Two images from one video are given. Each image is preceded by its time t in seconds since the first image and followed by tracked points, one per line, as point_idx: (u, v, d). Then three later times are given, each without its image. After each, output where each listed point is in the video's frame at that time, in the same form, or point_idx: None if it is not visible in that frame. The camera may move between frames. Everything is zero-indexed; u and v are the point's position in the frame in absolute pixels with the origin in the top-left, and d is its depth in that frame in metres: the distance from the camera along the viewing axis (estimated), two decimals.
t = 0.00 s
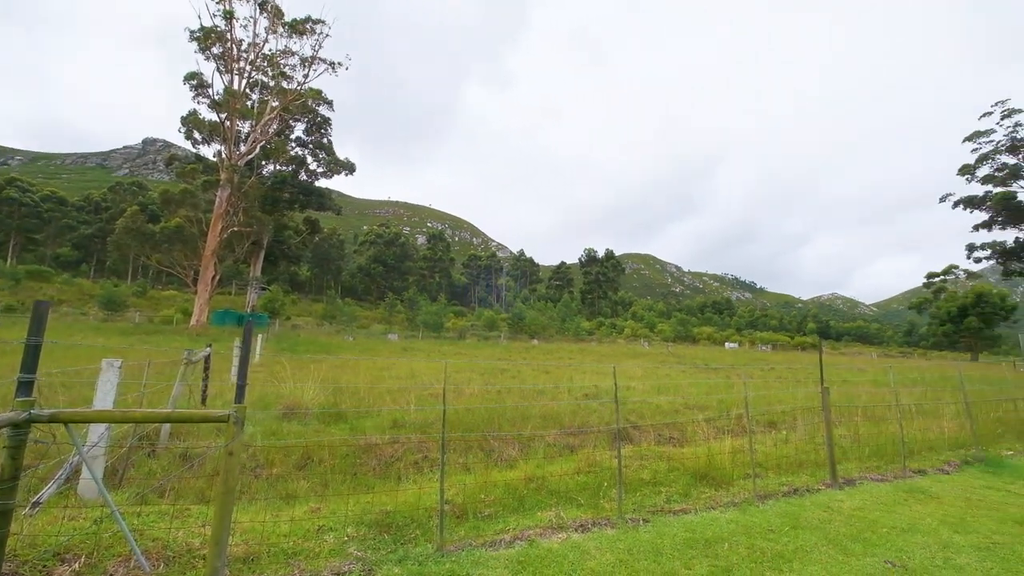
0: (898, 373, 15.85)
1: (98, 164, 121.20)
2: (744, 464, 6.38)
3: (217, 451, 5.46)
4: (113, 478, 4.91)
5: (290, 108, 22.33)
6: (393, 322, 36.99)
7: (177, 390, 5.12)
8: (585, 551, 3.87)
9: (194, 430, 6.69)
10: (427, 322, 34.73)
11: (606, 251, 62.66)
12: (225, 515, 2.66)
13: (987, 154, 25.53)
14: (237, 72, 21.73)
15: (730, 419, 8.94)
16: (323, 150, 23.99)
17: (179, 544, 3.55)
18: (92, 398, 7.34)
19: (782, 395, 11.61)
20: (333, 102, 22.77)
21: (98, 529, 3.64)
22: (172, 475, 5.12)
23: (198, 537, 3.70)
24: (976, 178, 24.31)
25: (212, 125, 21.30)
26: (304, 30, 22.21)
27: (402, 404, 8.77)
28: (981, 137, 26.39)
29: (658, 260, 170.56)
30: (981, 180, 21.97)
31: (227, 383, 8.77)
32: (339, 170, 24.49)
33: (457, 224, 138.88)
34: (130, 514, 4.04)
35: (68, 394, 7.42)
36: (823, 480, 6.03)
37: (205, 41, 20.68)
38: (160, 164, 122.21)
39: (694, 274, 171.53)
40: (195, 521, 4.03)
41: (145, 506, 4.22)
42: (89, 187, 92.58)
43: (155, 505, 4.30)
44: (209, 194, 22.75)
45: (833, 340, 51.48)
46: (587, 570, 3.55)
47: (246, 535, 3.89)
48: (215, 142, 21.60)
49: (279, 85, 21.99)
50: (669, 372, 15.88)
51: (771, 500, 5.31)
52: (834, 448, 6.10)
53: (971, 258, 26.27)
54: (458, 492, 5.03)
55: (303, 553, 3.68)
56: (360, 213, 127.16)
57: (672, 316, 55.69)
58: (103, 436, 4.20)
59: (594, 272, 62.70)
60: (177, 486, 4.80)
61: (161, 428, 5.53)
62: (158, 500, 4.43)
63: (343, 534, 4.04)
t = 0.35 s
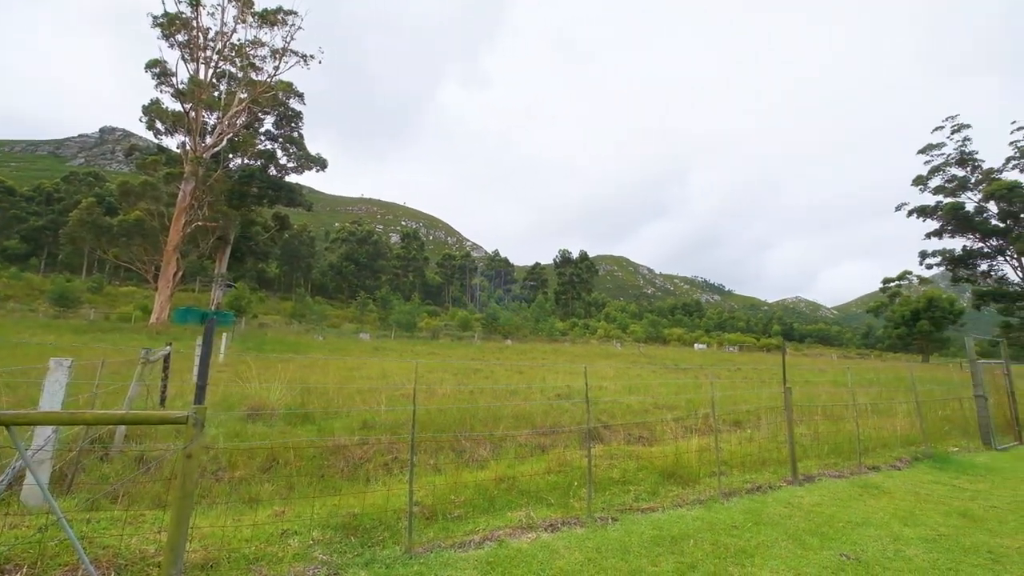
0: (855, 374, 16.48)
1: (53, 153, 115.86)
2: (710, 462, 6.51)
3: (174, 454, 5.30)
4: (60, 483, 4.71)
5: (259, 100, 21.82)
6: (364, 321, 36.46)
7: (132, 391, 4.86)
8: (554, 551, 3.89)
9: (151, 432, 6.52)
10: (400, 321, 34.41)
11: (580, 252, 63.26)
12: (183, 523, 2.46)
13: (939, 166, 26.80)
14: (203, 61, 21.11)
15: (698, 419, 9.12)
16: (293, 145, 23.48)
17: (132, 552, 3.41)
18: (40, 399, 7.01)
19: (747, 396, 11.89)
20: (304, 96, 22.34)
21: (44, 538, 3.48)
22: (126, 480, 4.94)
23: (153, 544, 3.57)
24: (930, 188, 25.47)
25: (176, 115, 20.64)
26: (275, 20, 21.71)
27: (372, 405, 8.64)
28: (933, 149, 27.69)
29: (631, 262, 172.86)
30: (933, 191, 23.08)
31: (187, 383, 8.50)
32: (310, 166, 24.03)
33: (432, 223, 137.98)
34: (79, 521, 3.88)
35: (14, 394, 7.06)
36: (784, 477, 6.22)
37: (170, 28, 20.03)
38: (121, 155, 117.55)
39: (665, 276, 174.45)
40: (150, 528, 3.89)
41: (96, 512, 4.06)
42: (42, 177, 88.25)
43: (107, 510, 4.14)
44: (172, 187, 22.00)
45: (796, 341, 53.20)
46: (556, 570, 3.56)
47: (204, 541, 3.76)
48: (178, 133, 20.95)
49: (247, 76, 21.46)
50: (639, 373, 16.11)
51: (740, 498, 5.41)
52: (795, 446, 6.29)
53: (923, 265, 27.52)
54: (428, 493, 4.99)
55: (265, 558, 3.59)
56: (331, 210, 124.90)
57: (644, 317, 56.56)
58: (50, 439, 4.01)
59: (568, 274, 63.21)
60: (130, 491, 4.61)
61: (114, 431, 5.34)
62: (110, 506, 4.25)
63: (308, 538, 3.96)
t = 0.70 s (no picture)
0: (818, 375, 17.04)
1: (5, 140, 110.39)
2: (679, 460, 6.62)
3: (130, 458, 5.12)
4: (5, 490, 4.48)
5: (228, 92, 21.28)
6: (337, 320, 35.89)
7: (86, 392, 4.64)
8: (525, 550, 3.90)
9: (106, 435, 6.30)
10: (374, 321, 34.02)
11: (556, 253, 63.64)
12: (136, 526, 2.37)
13: (898, 176, 27.93)
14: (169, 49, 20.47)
15: (668, 418, 9.27)
16: (264, 139, 22.94)
17: (84, 561, 3.28)
18: None
19: (716, 395, 12.17)
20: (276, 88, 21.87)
21: None
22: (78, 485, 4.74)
23: (106, 552, 3.44)
24: (889, 196, 26.52)
25: (139, 105, 19.94)
26: (246, 11, 21.19)
27: (343, 405, 8.51)
28: (892, 159, 28.84)
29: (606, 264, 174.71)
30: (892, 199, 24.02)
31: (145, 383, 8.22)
32: (282, 161, 23.56)
33: (407, 222, 136.85)
34: (27, 529, 3.72)
35: None
36: (750, 474, 6.37)
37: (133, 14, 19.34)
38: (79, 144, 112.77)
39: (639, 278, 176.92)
40: (103, 534, 3.76)
41: (45, 520, 3.89)
42: None
43: (56, 518, 3.96)
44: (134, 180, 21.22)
45: (764, 343, 54.69)
46: (527, 570, 3.56)
47: (163, 547, 3.65)
48: (142, 123, 20.26)
49: (216, 67, 20.91)
50: (613, 373, 16.25)
51: (708, 496, 5.50)
52: (761, 444, 6.45)
53: (882, 270, 28.63)
54: (400, 495, 4.93)
55: (228, 563, 3.50)
56: (303, 206, 122.56)
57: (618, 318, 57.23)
58: None
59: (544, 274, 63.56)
60: (83, 496, 4.42)
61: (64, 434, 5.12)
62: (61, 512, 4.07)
63: (273, 541, 3.89)
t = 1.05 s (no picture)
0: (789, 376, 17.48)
1: None
2: (655, 459, 6.67)
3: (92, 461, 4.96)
4: None
5: (201, 83, 20.75)
6: (312, 319, 35.32)
7: (44, 392, 4.47)
8: (502, 551, 3.89)
9: (65, 437, 6.07)
10: (351, 320, 33.61)
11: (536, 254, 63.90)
12: (96, 532, 2.30)
13: (865, 183, 28.85)
14: (139, 37, 19.86)
15: (645, 418, 9.35)
16: (238, 133, 22.41)
17: (40, 569, 3.16)
18: None
19: (691, 395, 12.36)
20: (251, 81, 21.39)
21: None
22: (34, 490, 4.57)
23: (64, 559, 3.32)
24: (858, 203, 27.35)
25: (105, 93, 19.28)
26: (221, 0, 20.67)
27: (318, 405, 8.37)
28: (860, 168, 29.78)
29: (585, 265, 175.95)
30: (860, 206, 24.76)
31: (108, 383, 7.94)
32: (257, 156, 23.06)
33: (386, 220, 135.53)
34: None
35: None
36: (723, 473, 6.46)
37: None
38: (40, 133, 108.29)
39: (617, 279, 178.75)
40: (61, 541, 3.62)
41: None
42: None
43: (9, 525, 3.81)
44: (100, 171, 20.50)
45: (738, 344, 55.90)
46: (503, 570, 3.56)
47: (126, 553, 3.54)
48: (108, 113, 19.60)
49: (188, 57, 20.35)
50: (591, 373, 16.36)
51: (682, 494, 5.56)
52: (733, 443, 6.57)
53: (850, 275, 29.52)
54: (375, 496, 4.88)
55: (194, 568, 3.42)
56: (278, 202, 120.35)
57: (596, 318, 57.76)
58: None
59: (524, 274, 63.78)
60: (39, 501, 4.25)
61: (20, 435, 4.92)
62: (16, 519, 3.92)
63: (241, 545, 3.80)
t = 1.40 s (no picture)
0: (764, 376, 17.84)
1: None
2: (634, 458, 6.73)
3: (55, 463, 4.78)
4: None
5: (175, 75, 20.24)
6: (289, 318, 34.77)
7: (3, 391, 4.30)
8: (481, 551, 3.88)
9: (26, 439, 5.85)
10: (329, 319, 33.18)
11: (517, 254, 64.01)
12: (57, 537, 2.22)
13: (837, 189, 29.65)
14: (109, 25, 19.28)
15: (625, 418, 9.44)
16: (214, 126, 21.92)
17: None
18: None
19: (669, 395, 12.51)
20: (227, 73, 20.93)
21: None
22: None
23: (24, 567, 3.21)
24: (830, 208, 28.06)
25: (72, 82, 18.65)
26: None
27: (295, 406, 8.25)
28: (833, 174, 30.58)
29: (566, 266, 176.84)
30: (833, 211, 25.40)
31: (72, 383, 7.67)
32: (233, 150, 22.58)
33: (366, 218, 134.20)
34: None
35: None
36: (700, 471, 6.57)
37: None
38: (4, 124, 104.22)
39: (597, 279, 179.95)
40: (20, 548, 3.49)
41: None
42: None
43: None
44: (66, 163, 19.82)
45: (714, 345, 56.86)
46: (483, 570, 3.56)
47: (90, 560, 3.43)
48: (76, 103, 18.97)
49: (161, 47, 19.82)
50: (571, 373, 16.45)
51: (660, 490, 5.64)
52: (710, 442, 6.67)
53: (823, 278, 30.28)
54: (353, 497, 4.82)
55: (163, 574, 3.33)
56: (256, 198, 118.15)
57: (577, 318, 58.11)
58: None
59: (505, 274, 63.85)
60: None
61: None
62: None
63: (213, 550, 3.72)
